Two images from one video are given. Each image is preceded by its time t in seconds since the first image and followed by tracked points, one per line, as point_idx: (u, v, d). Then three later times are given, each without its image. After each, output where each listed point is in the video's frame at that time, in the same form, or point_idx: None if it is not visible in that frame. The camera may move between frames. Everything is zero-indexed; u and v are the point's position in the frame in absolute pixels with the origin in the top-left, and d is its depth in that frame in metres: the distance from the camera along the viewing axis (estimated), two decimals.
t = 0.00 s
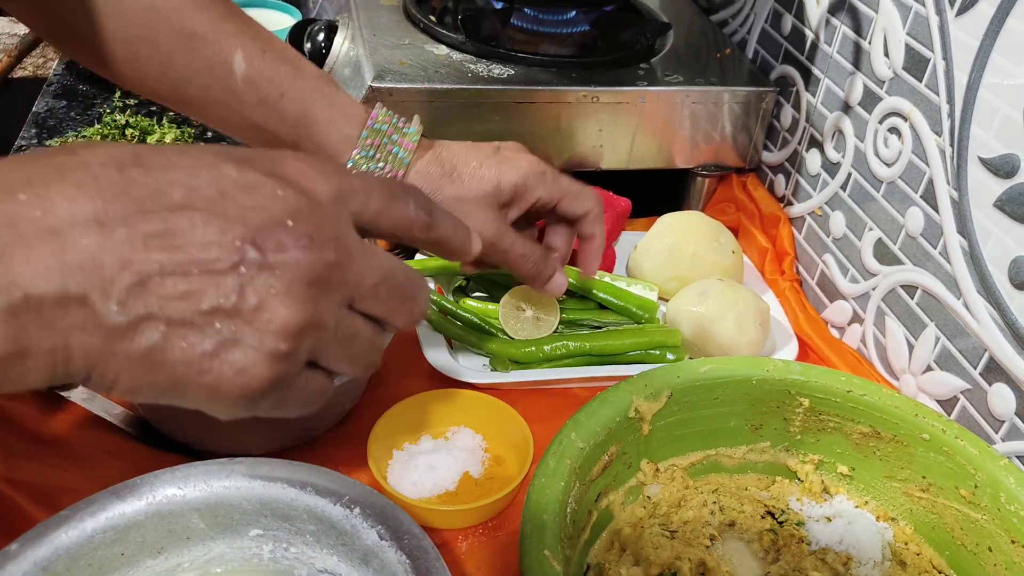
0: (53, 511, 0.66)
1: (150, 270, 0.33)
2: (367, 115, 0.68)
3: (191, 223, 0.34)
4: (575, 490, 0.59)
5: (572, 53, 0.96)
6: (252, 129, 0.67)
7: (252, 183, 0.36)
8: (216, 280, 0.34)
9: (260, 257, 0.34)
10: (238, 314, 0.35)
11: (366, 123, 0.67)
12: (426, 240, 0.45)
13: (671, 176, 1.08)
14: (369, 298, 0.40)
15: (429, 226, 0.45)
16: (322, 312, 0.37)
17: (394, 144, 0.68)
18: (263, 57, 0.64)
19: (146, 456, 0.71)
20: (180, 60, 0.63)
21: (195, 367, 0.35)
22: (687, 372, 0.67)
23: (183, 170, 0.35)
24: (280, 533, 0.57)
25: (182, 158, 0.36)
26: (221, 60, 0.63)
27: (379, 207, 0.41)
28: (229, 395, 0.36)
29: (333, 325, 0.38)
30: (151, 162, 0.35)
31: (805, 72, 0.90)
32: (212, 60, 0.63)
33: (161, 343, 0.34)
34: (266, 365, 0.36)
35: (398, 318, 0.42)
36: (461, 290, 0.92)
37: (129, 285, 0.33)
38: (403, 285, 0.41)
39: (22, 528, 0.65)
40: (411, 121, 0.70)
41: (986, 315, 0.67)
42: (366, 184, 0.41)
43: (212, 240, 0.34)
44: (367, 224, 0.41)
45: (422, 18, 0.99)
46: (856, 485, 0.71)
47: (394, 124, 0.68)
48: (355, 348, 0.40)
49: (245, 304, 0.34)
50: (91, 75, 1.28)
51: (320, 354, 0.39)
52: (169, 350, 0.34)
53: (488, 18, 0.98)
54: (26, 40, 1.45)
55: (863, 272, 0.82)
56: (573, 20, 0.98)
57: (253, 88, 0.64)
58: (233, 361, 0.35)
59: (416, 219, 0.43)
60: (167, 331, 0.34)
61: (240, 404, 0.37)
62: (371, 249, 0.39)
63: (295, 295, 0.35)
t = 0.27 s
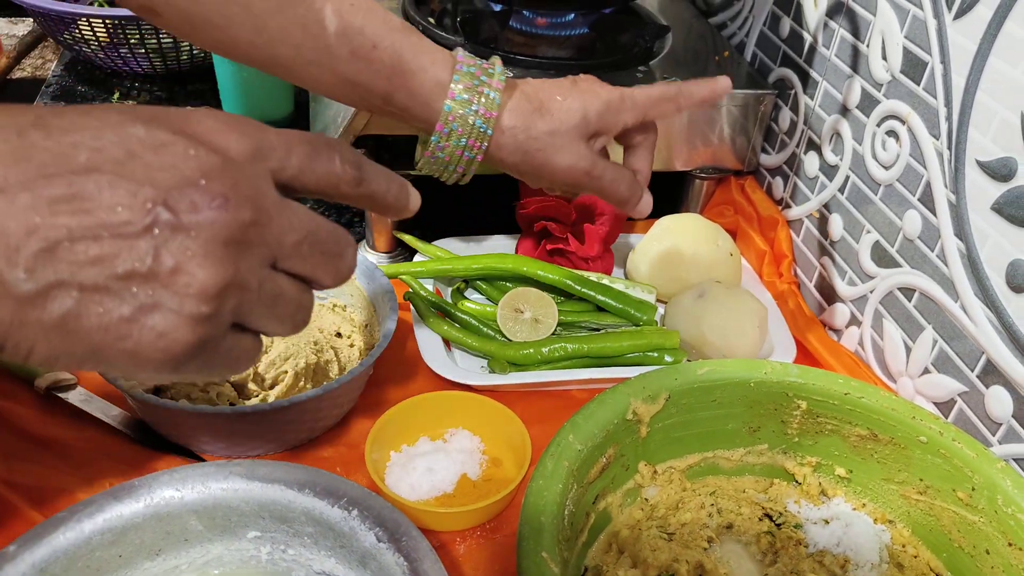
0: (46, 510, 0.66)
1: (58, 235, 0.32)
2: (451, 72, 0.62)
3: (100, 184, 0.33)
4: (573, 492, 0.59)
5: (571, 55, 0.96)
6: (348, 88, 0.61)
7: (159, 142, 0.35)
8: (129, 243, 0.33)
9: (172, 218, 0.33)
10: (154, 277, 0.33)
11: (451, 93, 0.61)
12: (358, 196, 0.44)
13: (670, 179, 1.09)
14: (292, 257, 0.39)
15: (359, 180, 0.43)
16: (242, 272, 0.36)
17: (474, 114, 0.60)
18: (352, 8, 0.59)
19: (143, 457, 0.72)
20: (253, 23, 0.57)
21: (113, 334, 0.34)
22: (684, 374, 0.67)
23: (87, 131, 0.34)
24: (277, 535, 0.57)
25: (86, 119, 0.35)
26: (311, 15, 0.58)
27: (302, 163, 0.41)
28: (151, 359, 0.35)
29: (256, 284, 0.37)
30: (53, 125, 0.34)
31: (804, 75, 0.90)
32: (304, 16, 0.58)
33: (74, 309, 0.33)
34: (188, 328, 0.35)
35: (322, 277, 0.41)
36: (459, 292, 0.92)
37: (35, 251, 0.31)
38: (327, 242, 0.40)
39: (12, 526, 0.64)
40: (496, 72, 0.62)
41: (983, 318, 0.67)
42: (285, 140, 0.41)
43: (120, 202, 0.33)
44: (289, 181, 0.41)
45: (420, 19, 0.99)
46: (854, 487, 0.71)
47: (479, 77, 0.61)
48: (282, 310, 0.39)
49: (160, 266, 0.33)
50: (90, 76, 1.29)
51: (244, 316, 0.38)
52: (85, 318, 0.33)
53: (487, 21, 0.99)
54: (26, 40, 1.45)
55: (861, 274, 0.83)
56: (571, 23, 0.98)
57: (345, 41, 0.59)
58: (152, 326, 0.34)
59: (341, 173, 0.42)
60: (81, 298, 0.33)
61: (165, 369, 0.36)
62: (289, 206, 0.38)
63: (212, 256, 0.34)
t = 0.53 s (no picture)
0: (44, 510, 0.66)
1: (43, 240, 0.32)
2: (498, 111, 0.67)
3: (82, 190, 0.33)
4: (573, 493, 0.59)
5: (570, 58, 0.96)
6: (387, 110, 0.63)
7: (138, 150, 0.35)
8: (111, 247, 0.33)
9: (153, 223, 0.34)
10: (138, 278, 0.34)
11: (495, 131, 0.66)
12: (324, 199, 0.44)
13: (670, 180, 1.09)
14: (263, 256, 0.40)
15: (325, 182, 0.43)
16: (220, 271, 0.37)
17: (515, 158, 0.67)
18: (406, 37, 0.61)
19: (142, 457, 0.72)
20: (304, 40, 0.56)
21: (98, 334, 0.34)
22: (684, 375, 0.67)
23: (65, 140, 0.34)
24: (278, 535, 0.57)
25: (62, 127, 0.35)
26: (360, 37, 0.58)
27: (269, 166, 0.41)
28: (135, 356, 0.35)
29: (230, 284, 0.38)
30: (31, 132, 0.34)
31: (803, 77, 0.90)
32: (357, 38, 0.58)
33: (62, 310, 0.33)
34: (169, 324, 0.35)
35: (291, 277, 0.42)
36: (459, 293, 0.92)
37: (23, 255, 0.32)
38: (295, 243, 0.41)
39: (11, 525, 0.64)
40: (540, 124, 0.69)
41: (982, 319, 0.67)
42: (253, 143, 0.41)
43: (103, 207, 0.33)
44: (258, 185, 0.41)
45: (419, 21, 1.00)
46: (853, 488, 0.71)
47: (524, 126, 0.67)
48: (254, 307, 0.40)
49: (143, 268, 0.34)
50: (90, 77, 1.29)
51: (220, 314, 0.38)
52: (73, 319, 0.33)
53: (486, 24, 0.99)
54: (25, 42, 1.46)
55: (860, 276, 0.83)
56: (571, 25, 0.99)
57: (396, 68, 0.60)
58: (138, 324, 0.35)
59: (307, 177, 0.43)
60: (68, 300, 0.33)
61: (147, 368, 0.36)
62: (262, 209, 0.39)
63: (192, 257, 0.35)
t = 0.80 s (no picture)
0: (42, 514, 0.66)
1: (47, 256, 0.32)
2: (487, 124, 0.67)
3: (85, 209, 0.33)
4: (568, 493, 0.59)
5: (566, 58, 0.96)
6: (379, 120, 0.63)
7: (139, 167, 0.35)
8: (114, 262, 0.34)
9: (154, 238, 0.35)
10: (139, 292, 0.34)
11: (483, 145, 0.66)
12: (317, 211, 0.43)
13: (666, 181, 1.09)
14: (258, 269, 0.40)
15: (318, 196, 0.43)
16: (217, 284, 0.37)
17: (502, 171, 0.66)
18: (397, 50, 0.60)
19: (140, 459, 0.72)
20: (300, 50, 0.56)
21: (100, 346, 0.34)
22: (680, 376, 0.67)
23: (69, 156, 0.34)
24: (273, 537, 0.56)
25: (66, 144, 0.34)
26: (353, 48, 0.58)
27: (265, 181, 0.41)
28: (135, 367, 0.35)
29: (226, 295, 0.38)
30: (33, 149, 0.33)
31: (798, 78, 0.90)
32: (353, 49, 0.58)
33: (66, 324, 0.33)
34: (170, 337, 0.36)
35: (282, 289, 0.43)
36: (455, 294, 0.92)
37: (28, 271, 0.32)
38: (289, 256, 0.42)
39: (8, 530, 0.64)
40: (530, 136, 0.68)
41: (977, 319, 0.67)
42: (249, 158, 0.41)
43: (105, 223, 0.33)
44: (253, 199, 0.41)
45: (416, 23, 1.00)
46: (848, 488, 0.71)
47: (513, 139, 0.67)
48: (248, 318, 0.41)
49: (145, 282, 0.34)
50: (85, 79, 1.29)
51: (216, 325, 0.39)
52: (75, 332, 0.33)
53: (482, 24, 1.00)
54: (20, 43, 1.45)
55: (856, 276, 0.83)
56: (565, 27, 0.99)
57: (387, 79, 0.60)
58: (139, 336, 0.35)
59: (301, 190, 0.42)
60: (71, 314, 0.33)
61: (145, 379, 0.37)
62: (257, 222, 0.40)
63: (191, 271, 0.36)
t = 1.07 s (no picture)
0: (39, 514, 0.66)
1: (30, 256, 0.32)
2: (489, 117, 0.66)
3: (68, 208, 0.33)
4: (566, 492, 0.59)
5: (564, 56, 0.96)
6: (380, 113, 0.63)
7: (122, 165, 0.35)
8: (99, 262, 0.34)
9: (140, 237, 0.34)
10: (125, 292, 0.34)
11: (485, 139, 0.65)
12: (307, 210, 0.44)
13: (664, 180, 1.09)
14: (246, 268, 0.40)
15: (306, 194, 0.44)
16: (205, 284, 0.37)
17: (503, 165, 0.66)
18: (399, 40, 0.60)
19: (137, 459, 0.71)
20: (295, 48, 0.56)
21: (85, 348, 0.34)
22: (678, 375, 0.67)
23: (51, 155, 0.34)
24: (271, 537, 0.56)
25: (46, 143, 0.34)
26: (342, 48, 0.58)
27: (253, 179, 0.41)
28: (122, 368, 0.35)
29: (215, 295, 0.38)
30: (16, 149, 0.33)
31: (796, 76, 0.90)
32: (348, 47, 0.58)
33: (49, 325, 0.33)
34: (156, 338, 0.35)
35: (270, 288, 0.43)
36: (453, 293, 0.92)
37: (10, 271, 0.32)
38: (277, 254, 0.42)
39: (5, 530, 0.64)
40: (531, 130, 0.68)
41: (976, 317, 0.67)
42: (236, 157, 0.41)
43: (89, 222, 0.33)
44: (241, 197, 0.41)
45: (413, 21, 1.00)
46: (847, 486, 0.71)
47: (514, 133, 0.66)
48: (236, 317, 0.40)
49: (130, 282, 0.34)
50: (83, 77, 1.29)
51: (204, 325, 0.39)
52: (59, 334, 0.33)
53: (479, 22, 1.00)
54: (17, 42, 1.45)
55: (854, 274, 0.83)
56: (563, 24, 1.00)
57: (389, 71, 0.60)
58: (126, 337, 0.35)
59: (288, 188, 0.43)
60: (54, 315, 0.33)
61: (132, 380, 0.37)
62: (245, 221, 0.40)
63: (178, 271, 0.35)
